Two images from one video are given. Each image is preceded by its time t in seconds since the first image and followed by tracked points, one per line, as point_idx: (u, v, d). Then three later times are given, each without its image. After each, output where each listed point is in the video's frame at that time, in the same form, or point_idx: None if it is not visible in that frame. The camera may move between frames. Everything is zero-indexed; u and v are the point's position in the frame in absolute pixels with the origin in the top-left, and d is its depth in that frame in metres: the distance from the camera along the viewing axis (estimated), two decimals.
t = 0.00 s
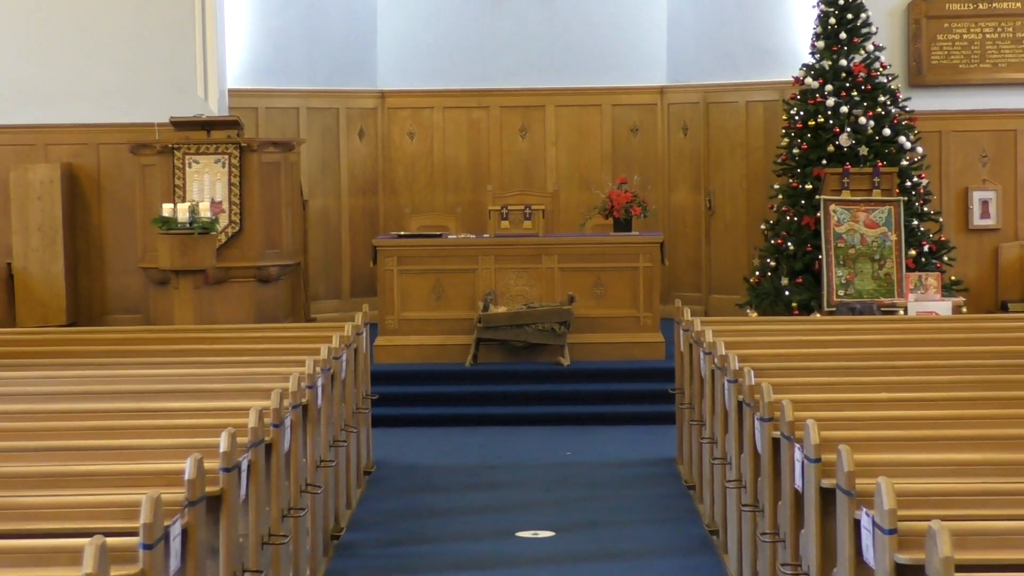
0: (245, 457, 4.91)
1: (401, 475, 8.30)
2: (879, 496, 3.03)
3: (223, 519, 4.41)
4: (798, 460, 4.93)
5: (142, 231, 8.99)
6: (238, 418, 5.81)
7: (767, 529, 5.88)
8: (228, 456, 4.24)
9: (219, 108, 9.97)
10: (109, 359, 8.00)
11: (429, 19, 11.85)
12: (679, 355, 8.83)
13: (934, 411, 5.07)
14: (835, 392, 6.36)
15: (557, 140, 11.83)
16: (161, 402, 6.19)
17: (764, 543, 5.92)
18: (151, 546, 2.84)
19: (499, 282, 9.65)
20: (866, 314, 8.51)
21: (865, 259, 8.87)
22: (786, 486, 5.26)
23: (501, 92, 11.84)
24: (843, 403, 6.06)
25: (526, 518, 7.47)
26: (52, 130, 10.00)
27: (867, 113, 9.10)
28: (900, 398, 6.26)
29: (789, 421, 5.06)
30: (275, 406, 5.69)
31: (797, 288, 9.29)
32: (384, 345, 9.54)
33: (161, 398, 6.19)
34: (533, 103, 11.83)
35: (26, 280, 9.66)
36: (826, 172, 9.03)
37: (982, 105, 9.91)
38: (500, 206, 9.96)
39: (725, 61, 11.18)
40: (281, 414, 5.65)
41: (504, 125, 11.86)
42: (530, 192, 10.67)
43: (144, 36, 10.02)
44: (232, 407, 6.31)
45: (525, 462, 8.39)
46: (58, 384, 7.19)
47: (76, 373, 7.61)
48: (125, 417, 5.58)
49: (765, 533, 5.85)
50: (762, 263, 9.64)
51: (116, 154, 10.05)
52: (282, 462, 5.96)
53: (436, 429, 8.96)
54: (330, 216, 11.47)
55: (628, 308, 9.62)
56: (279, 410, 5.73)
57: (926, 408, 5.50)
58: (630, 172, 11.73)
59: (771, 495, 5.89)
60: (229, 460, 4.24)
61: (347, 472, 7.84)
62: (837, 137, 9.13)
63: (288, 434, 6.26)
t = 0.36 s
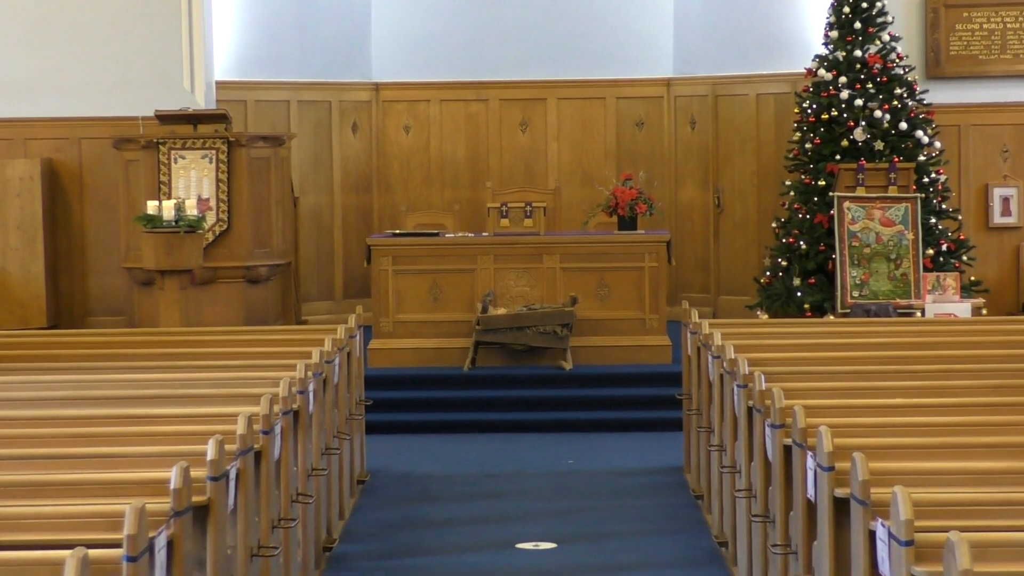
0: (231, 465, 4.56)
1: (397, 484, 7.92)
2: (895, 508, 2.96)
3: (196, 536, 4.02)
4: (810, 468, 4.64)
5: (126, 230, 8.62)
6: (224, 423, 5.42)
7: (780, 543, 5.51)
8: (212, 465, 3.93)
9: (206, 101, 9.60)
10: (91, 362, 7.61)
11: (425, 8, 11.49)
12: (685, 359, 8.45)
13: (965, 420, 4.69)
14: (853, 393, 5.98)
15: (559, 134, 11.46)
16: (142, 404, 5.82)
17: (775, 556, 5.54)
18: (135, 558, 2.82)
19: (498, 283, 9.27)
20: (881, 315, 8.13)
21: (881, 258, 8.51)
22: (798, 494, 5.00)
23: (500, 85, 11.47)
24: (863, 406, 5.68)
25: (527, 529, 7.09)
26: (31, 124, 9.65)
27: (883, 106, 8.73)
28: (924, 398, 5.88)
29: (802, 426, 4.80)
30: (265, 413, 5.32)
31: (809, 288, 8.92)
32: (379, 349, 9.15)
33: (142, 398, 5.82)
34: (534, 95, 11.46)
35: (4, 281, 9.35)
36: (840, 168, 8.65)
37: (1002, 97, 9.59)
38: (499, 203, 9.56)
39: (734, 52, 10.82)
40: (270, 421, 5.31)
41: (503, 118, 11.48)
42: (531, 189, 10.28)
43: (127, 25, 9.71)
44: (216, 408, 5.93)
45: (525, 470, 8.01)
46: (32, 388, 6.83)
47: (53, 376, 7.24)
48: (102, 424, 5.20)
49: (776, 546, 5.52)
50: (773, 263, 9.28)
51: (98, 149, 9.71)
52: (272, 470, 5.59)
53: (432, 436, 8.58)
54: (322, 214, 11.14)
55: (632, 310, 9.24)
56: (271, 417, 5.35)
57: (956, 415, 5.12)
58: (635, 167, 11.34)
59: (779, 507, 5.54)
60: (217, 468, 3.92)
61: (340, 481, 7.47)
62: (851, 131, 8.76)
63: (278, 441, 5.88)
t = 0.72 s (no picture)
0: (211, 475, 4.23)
1: (392, 493, 7.54)
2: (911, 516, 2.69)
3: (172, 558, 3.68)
4: (822, 477, 4.35)
5: (110, 227, 8.28)
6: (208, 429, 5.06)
7: (791, 554, 5.15)
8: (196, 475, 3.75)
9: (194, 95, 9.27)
10: (72, 366, 7.24)
11: None
12: (693, 362, 8.08)
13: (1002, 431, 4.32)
14: (874, 397, 5.63)
15: (560, 129, 11.13)
16: (123, 406, 5.44)
17: (790, 572, 5.17)
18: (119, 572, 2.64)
19: (498, 283, 8.92)
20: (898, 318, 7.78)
21: (897, 257, 8.16)
22: (810, 503, 4.66)
23: (499, 77, 11.13)
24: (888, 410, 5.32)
25: (529, 539, 6.72)
26: (10, 117, 9.33)
27: (899, 99, 8.38)
28: (951, 401, 5.52)
29: (813, 433, 4.54)
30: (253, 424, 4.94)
31: (822, 289, 8.56)
32: (373, 351, 8.80)
33: (122, 400, 5.46)
34: (535, 87, 11.13)
35: None
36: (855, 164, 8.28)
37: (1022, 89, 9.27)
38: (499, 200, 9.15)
39: (742, 43, 10.46)
40: (259, 429, 5.00)
41: (501, 111, 11.15)
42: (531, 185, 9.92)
43: (110, 13, 9.39)
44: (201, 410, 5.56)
45: (525, 479, 7.65)
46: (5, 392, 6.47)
47: (27, 379, 6.88)
48: (75, 432, 4.83)
49: (787, 559, 5.15)
50: (785, 262, 8.92)
51: (78, 143, 9.38)
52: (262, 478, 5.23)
53: (428, 442, 8.21)
54: (313, 211, 10.78)
55: (637, 311, 8.87)
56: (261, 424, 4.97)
57: (988, 422, 4.76)
58: (640, 163, 11.04)
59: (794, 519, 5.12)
60: (203, 476, 3.75)
61: (332, 490, 7.10)
62: (866, 125, 8.39)
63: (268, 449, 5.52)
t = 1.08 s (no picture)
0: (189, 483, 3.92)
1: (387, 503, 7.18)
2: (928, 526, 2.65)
3: None
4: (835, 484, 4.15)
5: (93, 225, 7.96)
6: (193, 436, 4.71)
7: (802, 566, 4.85)
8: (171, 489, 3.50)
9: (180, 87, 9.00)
10: (52, 370, 6.88)
11: None
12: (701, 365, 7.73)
13: None
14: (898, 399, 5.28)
15: (562, 123, 10.81)
16: (103, 412, 5.09)
17: None
18: None
19: (498, 283, 8.58)
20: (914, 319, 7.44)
21: (914, 256, 7.86)
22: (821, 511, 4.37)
23: (498, 69, 10.80)
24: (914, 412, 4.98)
25: (531, 550, 6.37)
26: None
27: (916, 92, 8.05)
28: (979, 406, 5.18)
29: (826, 439, 4.20)
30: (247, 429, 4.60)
31: (836, 289, 8.26)
32: (368, 353, 8.47)
33: (102, 404, 5.10)
34: (536, 79, 10.80)
35: None
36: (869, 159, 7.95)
37: None
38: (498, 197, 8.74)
39: (755, 33, 10.19)
40: (248, 435, 4.60)
41: (500, 105, 10.82)
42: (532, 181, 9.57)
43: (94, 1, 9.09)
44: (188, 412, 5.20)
45: (525, 487, 7.31)
46: None
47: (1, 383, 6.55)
48: (46, 439, 4.47)
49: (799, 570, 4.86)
50: (796, 261, 8.60)
51: (59, 137, 9.08)
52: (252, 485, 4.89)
53: (424, 449, 7.87)
54: (305, 208, 10.49)
55: (643, 313, 8.54)
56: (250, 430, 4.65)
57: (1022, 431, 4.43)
58: (646, 158, 10.72)
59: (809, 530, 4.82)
60: (191, 484, 3.54)
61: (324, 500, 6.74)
62: (881, 119, 8.08)
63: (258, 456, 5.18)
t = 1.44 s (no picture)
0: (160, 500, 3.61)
1: (381, 513, 6.82)
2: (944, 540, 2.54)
3: None
4: (850, 493, 3.87)
5: (76, 223, 7.67)
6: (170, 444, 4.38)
7: None
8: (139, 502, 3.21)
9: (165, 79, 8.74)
10: (28, 373, 6.56)
11: None
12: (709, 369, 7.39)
13: None
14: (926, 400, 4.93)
15: (565, 116, 10.51)
16: (81, 417, 4.71)
17: None
18: None
19: (498, 284, 8.27)
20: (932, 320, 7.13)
21: (931, 255, 7.53)
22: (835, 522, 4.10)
23: (498, 60, 10.50)
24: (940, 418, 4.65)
25: (532, 563, 6.01)
26: None
27: (934, 85, 7.74)
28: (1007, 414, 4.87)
29: (841, 446, 3.90)
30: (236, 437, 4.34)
31: (850, 290, 7.94)
32: (362, 357, 8.15)
33: (85, 409, 4.73)
34: (537, 71, 10.51)
35: None
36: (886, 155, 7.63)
37: None
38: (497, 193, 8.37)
39: (765, 24, 9.88)
40: (237, 442, 4.34)
41: (499, 98, 10.52)
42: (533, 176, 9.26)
43: None
44: (174, 419, 4.83)
45: (525, 496, 6.97)
46: None
47: None
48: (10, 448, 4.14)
49: None
50: (808, 261, 8.28)
51: (42, 131, 8.82)
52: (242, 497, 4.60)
53: (420, 457, 7.55)
54: (297, 205, 10.23)
55: (649, 315, 8.22)
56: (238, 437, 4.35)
57: None
58: (652, 153, 10.42)
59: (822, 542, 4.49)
60: (178, 493, 3.37)
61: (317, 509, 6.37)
62: (897, 113, 7.78)
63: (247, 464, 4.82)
